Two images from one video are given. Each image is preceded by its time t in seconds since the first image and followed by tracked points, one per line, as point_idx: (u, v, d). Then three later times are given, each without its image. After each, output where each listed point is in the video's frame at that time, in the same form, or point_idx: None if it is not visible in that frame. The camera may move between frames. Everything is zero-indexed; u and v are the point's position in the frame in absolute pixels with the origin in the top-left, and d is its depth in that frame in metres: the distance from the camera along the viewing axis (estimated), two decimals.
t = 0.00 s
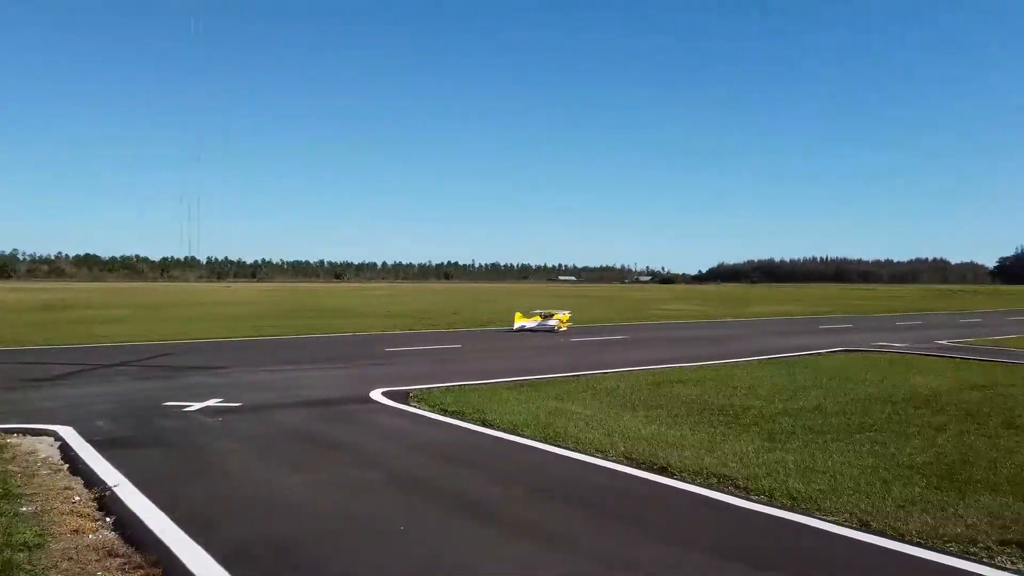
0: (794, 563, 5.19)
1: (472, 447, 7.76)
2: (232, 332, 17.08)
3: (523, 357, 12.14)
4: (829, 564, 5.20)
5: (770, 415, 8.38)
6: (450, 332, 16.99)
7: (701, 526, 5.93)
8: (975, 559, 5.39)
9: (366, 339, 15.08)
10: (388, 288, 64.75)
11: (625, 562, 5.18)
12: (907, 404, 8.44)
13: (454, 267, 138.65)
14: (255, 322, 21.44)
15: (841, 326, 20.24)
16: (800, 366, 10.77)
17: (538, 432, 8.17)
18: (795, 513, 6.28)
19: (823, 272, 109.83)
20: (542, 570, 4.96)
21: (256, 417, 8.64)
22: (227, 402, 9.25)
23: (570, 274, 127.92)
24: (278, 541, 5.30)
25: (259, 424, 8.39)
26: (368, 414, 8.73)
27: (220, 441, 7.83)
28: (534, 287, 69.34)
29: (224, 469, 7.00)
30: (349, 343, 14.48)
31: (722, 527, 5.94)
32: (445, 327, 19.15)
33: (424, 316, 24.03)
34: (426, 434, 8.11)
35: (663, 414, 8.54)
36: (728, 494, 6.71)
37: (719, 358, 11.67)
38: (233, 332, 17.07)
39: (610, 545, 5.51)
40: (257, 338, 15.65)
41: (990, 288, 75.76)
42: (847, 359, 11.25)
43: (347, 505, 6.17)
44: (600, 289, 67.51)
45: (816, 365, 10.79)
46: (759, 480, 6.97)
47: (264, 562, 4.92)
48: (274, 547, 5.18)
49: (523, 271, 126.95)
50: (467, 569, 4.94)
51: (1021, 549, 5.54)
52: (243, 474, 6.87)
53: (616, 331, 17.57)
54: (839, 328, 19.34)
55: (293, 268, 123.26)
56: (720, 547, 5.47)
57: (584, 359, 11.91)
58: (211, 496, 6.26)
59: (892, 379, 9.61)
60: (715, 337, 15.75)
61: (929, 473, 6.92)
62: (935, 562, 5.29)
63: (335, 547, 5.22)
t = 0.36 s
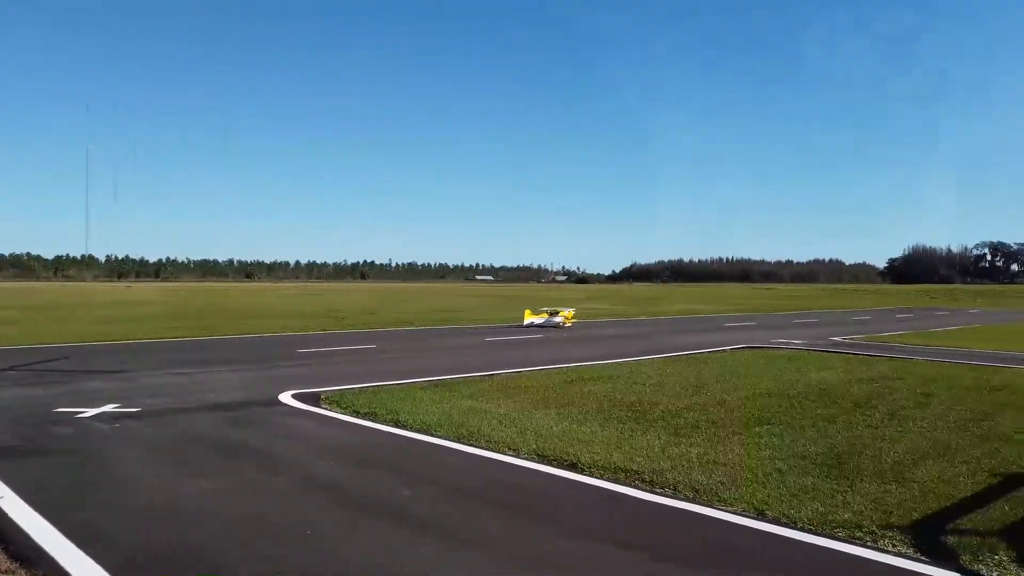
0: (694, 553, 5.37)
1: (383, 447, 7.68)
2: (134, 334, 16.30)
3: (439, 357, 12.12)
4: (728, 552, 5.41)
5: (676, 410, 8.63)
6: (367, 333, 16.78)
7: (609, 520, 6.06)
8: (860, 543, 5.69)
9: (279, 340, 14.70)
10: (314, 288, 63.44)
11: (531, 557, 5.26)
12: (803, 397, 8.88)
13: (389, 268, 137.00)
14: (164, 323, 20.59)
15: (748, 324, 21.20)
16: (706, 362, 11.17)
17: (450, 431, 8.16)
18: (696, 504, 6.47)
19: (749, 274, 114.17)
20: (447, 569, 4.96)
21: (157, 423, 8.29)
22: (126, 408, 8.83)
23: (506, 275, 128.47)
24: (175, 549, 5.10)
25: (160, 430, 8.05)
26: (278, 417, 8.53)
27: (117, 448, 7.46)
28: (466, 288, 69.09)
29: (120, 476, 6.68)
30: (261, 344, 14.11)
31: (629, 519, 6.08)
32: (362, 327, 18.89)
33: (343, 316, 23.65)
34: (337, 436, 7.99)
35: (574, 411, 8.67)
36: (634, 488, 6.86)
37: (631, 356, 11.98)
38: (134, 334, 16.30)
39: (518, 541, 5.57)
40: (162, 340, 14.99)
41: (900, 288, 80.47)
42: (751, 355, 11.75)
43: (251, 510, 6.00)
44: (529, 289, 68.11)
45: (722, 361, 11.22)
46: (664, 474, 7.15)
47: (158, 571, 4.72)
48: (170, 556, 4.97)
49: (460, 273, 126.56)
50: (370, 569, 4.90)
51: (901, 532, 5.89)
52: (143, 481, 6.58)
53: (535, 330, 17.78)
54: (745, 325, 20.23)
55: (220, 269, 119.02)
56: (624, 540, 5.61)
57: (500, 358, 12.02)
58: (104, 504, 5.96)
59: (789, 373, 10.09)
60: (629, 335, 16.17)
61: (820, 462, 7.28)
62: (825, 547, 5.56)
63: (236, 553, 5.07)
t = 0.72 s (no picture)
0: (605, 547, 5.48)
1: (296, 451, 7.50)
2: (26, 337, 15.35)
3: (357, 358, 11.95)
4: (637, 545, 5.54)
5: (591, 407, 8.78)
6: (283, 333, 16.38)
7: (523, 517, 6.11)
8: (761, 532, 5.91)
9: (189, 343, 14.15)
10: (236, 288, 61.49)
11: (443, 555, 5.26)
12: (711, 392, 9.18)
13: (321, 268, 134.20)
14: (60, 326, 19.49)
15: (666, 323, 21.84)
16: (621, 359, 11.43)
17: (366, 432, 8.06)
18: (608, 499, 6.58)
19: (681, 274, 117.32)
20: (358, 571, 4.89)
21: (52, 430, 7.82)
22: (16, 416, 8.29)
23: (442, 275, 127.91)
24: (69, 561, 4.82)
25: (56, 438, 7.60)
26: (187, 422, 8.22)
27: (6, 457, 6.99)
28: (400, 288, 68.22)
29: (8, 485, 6.25)
30: (169, 346, 13.54)
31: (543, 516, 6.15)
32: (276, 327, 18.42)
33: (257, 317, 23.00)
34: (249, 440, 7.76)
35: (491, 411, 8.69)
36: (548, 485, 6.92)
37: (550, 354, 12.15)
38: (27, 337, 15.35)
39: (430, 539, 5.56)
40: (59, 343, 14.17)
41: (821, 288, 84.38)
42: (667, 352, 12.09)
43: (154, 517, 5.73)
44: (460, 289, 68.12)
45: (638, 358, 11.50)
46: (577, 470, 7.25)
47: None
48: (62, 568, 4.69)
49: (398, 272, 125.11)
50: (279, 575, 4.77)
51: (799, 519, 6.15)
52: (35, 489, 6.19)
53: (456, 330, 17.78)
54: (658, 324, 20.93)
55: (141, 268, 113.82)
56: (537, 536, 5.67)
57: (422, 357, 12.00)
58: None
59: (699, 369, 10.44)
60: (550, 335, 16.37)
61: (724, 455, 7.54)
62: (729, 537, 5.76)
63: (135, 563, 4.83)
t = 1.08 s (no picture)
0: (533, 545, 5.51)
1: (220, 456, 7.26)
2: None
3: (284, 360, 11.68)
4: (565, 542, 5.59)
5: (522, 407, 8.83)
6: (206, 335, 15.84)
7: (452, 516, 6.09)
8: (685, 525, 6.05)
9: (103, 345, 13.51)
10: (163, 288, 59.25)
11: (368, 557, 5.20)
12: (639, 390, 9.39)
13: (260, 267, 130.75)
14: None
15: (596, 322, 22.24)
16: (552, 358, 11.57)
17: (292, 435, 7.88)
18: (537, 497, 6.62)
19: (625, 275, 119.28)
20: None
21: None
22: None
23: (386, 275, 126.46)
24: None
25: None
26: (101, 428, 7.86)
27: None
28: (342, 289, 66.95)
29: None
30: (81, 349, 12.89)
31: (472, 515, 6.13)
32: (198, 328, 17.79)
33: (178, 318, 22.17)
34: (170, 446, 7.46)
35: (422, 411, 8.65)
36: (479, 484, 6.91)
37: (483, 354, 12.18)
38: None
39: (356, 541, 5.48)
40: None
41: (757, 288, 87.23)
42: (599, 351, 12.28)
43: (65, 528, 5.43)
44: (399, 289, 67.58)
45: (571, 357, 11.64)
46: (507, 468, 7.27)
47: None
48: None
49: (343, 272, 123.07)
50: None
51: (721, 512, 6.32)
52: None
53: (387, 329, 17.61)
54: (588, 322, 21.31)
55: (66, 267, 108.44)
56: (466, 535, 5.65)
57: (354, 359, 11.84)
58: None
59: (628, 367, 10.67)
60: (482, 334, 16.41)
61: (650, 450, 7.71)
62: (654, 531, 5.87)
63: None
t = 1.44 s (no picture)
0: (475, 543, 5.53)
1: (157, 460, 7.08)
2: None
3: (226, 362, 11.46)
4: (507, 540, 5.62)
5: (467, 406, 8.86)
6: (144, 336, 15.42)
7: (395, 516, 6.06)
8: (626, 521, 6.14)
9: (34, 348, 13.02)
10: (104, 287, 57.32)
11: (307, 560, 5.13)
12: (583, 389, 9.51)
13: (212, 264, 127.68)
14: None
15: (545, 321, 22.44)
16: (499, 358, 11.65)
17: (232, 438, 7.74)
18: (480, 496, 6.63)
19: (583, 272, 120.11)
20: None
21: None
22: None
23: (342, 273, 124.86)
24: None
25: None
26: (31, 433, 7.58)
27: None
28: (294, 289, 65.40)
29: None
30: (10, 352, 12.41)
31: (415, 515, 6.12)
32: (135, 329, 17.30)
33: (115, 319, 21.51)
34: (104, 451, 7.24)
35: (366, 412, 8.60)
36: (423, 484, 6.88)
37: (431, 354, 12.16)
38: None
39: (293, 545, 5.40)
40: None
41: (711, 286, 88.79)
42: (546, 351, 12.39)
43: None
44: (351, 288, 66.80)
45: (518, 357, 11.70)
46: (452, 468, 7.26)
47: None
48: None
49: (298, 270, 120.97)
50: None
51: (661, 507, 6.44)
52: None
53: (334, 330, 17.42)
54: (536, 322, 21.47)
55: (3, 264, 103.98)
56: (409, 535, 5.64)
57: (299, 360, 11.71)
58: None
59: (574, 366, 10.81)
60: (431, 334, 16.38)
61: (593, 448, 7.81)
62: (595, 528, 5.95)
63: None
